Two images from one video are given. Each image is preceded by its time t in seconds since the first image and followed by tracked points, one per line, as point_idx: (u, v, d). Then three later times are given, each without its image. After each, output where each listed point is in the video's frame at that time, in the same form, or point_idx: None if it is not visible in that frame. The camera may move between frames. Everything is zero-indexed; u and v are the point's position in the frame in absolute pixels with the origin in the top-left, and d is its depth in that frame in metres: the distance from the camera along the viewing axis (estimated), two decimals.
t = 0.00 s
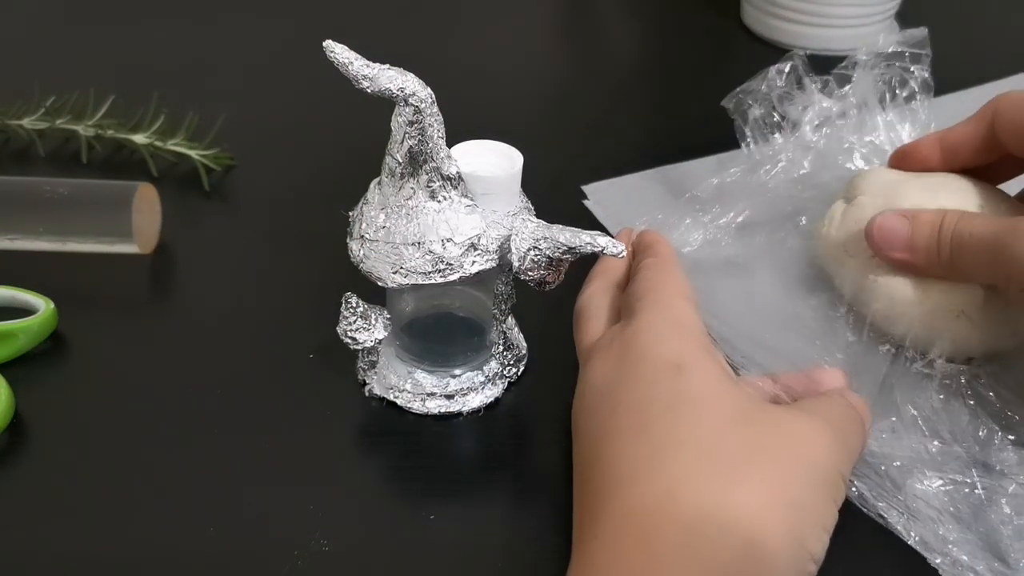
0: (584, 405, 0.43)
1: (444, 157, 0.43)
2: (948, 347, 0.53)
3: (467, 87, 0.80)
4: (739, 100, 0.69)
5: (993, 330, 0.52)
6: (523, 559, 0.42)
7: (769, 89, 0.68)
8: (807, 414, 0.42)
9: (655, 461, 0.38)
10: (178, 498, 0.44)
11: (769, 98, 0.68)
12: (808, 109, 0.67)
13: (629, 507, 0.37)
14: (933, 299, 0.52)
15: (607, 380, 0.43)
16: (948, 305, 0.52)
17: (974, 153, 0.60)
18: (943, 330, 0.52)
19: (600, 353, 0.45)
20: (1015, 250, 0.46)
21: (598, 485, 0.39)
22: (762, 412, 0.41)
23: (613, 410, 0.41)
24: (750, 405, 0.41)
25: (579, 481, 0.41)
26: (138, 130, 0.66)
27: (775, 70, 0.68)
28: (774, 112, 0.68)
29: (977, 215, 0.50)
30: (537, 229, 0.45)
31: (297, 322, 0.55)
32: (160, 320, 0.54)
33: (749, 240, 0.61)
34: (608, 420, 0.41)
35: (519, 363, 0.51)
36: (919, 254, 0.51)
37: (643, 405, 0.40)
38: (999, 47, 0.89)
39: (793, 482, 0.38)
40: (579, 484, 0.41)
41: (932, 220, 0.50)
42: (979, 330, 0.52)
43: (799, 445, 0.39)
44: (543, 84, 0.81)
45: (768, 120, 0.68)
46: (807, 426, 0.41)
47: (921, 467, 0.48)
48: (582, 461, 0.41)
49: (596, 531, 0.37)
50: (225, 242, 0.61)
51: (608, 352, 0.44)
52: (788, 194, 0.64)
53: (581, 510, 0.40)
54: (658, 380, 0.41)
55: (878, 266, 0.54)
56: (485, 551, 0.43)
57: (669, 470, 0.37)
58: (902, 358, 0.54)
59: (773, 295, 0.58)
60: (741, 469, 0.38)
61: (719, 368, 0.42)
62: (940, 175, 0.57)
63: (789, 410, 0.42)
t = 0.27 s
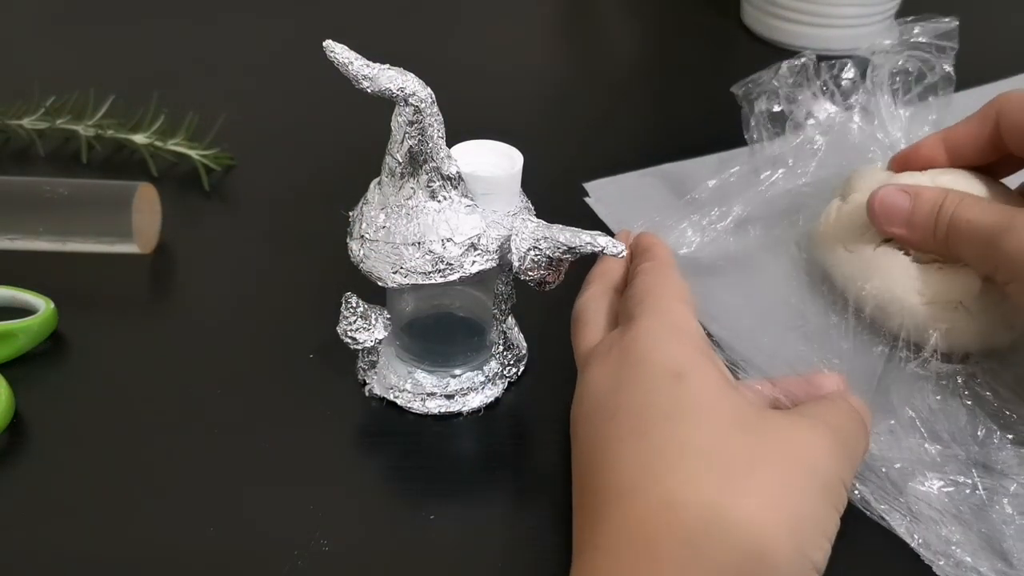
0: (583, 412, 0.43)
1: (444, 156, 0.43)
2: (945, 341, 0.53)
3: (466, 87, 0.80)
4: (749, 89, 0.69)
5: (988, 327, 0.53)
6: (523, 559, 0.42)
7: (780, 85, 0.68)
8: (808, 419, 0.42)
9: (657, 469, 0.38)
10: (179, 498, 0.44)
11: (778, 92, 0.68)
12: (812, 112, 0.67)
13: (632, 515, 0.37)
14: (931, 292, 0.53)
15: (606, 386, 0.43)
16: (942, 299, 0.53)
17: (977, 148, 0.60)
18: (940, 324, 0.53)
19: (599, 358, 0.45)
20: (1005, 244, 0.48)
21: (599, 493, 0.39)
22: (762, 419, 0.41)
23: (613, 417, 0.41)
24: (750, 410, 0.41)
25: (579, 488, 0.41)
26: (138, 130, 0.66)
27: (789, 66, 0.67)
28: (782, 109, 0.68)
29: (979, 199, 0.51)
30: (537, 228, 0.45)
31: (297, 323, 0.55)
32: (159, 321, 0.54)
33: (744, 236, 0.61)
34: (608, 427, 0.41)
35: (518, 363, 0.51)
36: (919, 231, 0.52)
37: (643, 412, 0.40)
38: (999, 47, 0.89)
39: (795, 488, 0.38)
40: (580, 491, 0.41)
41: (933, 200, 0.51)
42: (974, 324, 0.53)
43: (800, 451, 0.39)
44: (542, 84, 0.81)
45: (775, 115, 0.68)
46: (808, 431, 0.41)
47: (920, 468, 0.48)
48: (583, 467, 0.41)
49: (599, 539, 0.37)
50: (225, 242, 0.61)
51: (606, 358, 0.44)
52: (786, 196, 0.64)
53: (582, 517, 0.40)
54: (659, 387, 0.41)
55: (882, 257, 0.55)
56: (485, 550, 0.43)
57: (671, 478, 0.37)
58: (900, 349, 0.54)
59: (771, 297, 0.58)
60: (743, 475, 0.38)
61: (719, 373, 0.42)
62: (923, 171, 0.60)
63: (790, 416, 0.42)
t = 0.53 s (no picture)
0: (583, 412, 0.43)
1: (445, 157, 0.43)
2: (944, 339, 0.53)
3: (466, 87, 0.80)
4: (749, 88, 0.69)
5: (986, 329, 0.53)
6: (523, 559, 0.42)
7: (780, 84, 0.67)
8: (809, 418, 0.42)
9: (659, 468, 0.38)
10: (178, 498, 0.44)
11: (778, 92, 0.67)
12: (811, 112, 0.67)
13: (634, 514, 0.37)
14: (931, 289, 0.54)
15: (607, 386, 0.43)
16: (941, 296, 0.53)
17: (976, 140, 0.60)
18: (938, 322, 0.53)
19: (599, 358, 0.45)
20: (995, 237, 0.48)
21: (601, 494, 0.39)
22: (764, 418, 0.41)
23: (614, 418, 0.41)
24: (752, 410, 0.41)
25: (580, 490, 0.41)
26: (138, 130, 0.66)
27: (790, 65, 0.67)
28: (782, 107, 0.68)
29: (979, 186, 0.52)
30: (537, 229, 0.45)
31: (297, 323, 0.55)
32: (160, 320, 0.54)
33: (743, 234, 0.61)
34: (609, 428, 0.41)
35: (518, 364, 0.51)
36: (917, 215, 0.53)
37: (644, 412, 0.40)
38: (999, 48, 0.88)
39: (797, 487, 0.38)
40: (581, 492, 0.41)
41: (935, 184, 0.52)
42: (974, 323, 0.53)
43: (802, 450, 0.40)
44: (542, 84, 0.81)
45: (774, 114, 0.68)
46: (810, 431, 0.41)
47: (920, 468, 0.48)
48: (584, 467, 0.41)
49: (600, 538, 0.37)
50: (224, 242, 0.61)
51: (607, 359, 0.44)
52: (785, 195, 0.64)
53: (583, 518, 0.40)
54: (660, 387, 0.41)
55: (881, 251, 0.55)
56: (485, 550, 0.43)
57: (673, 478, 0.37)
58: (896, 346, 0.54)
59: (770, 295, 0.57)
60: (745, 475, 0.38)
61: (720, 373, 0.42)
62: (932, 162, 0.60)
63: (791, 415, 0.42)
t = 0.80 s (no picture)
0: (584, 411, 0.43)
1: (445, 157, 0.43)
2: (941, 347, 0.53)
3: (466, 87, 0.80)
4: (751, 86, 0.71)
5: (983, 336, 0.53)
6: (523, 559, 0.42)
7: (781, 82, 0.68)
8: (811, 417, 0.42)
9: (663, 468, 0.38)
10: (178, 499, 0.44)
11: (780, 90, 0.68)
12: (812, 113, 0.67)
13: (640, 514, 0.37)
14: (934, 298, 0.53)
15: (608, 386, 0.43)
16: (942, 303, 0.53)
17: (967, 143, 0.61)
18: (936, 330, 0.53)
19: (600, 358, 0.45)
20: (999, 250, 0.49)
21: (604, 495, 0.39)
22: (765, 417, 0.41)
23: (615, 418, 0.41)
24: (754, 409, 0.41)
25: (580, 491, 0.41)
26: (138, 130, 0.66)
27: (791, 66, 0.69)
28: (782, 105, 0.68)
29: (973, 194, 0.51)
30: (537, 229, 0.45)
31: (297, 322, 0.55)
32: (160, 320, 0.54)
33: (738, 233, 0.61)
34: (610, 428, 0.41)
35: (519, 364, 0.51)
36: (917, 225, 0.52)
37: (647, 412, 0.40)
38: (999, 47, 0.88)
39: (801, 487, 0.38)
40: (581, 493, 0.41)
41: (929, 193, 0.51)
42: (973, 331, 0.53)
43: (805, 449, 0.40)
44: (543, 84, 0.81)
45: (773, 113, 0.68)
46: (812, 430, 0.41)
47: (915, 471, 0.48)
48: (586, 468, 0.41)
49: (605, 538, 0.37)
50: (224, 242, 0.61)
51: (607, 358, 0.44)
52: (783, 194, 0.64)
53: (585, 518, 0.40)
54: (662, 387, 0.41)
55: (880, 254, 0.55)
56: (485, 551, 0.43)
57: (678, 478, 0.37)
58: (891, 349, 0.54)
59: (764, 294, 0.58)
60: (751, 475, 0.38)
61: (722, 373, 0.42)
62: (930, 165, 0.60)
63: (792, 414, 0.42)
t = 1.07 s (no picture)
0: (583, 412, 0.43)
1: (445, 157, 0.43)
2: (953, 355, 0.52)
3: (466, 87, 0.80)
4: (753, 107, 0.68)
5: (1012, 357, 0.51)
6: (523, 559, 0.42)
7: (786, 101, 0.66)
8: (811, 419, 0.42)
9: (663, 470, 0.38)
10: (178, 499, 0.44)
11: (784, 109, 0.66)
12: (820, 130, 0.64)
13: (640, 516, 0.37)
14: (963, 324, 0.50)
15: (608, 386, 0.43)
16: (975, 329, 0.50)
17: (976, 160, 0.60)
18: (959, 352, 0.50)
19: (600, 359, 0.45)
20: None
21: (603, 495, 0.39)
22: (764, 418, 0.41)
23: (615, 418, 0.41)
24: (753, 411, 0.41)
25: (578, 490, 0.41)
26: (138, 130, 0.66)
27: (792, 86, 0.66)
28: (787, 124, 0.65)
29: None
30: (537, 229, 0.45)
31: (298, 322, 0.55)
32: (160, 320, 0.54)
33: (748, 259, 0.58)
34: (609, 429, 0.41)
35: (519, 364, 0.51)
36: (976, 283, 0.50)
37: (646, 413, 0.40)
38: (1000, 46, 0.88)
39: (801, 490, 0.38)
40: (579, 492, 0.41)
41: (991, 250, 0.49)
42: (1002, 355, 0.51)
43: (805, 451, 0.40)
44: (543, 84, 0.81)
45: (780, 132, 0.65)
46: (811, 432, 0.41)
47: (915, 472, 0.47)
48: (585, 469, 0.41)
49: (604, 539, 0.37)
50: (224, 242, 0.61)
51: (606, 358, 0.44)
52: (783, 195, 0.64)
53: (584, 518, 0.40)
54: (662, 389, 0.41)
55: (905, 282, 0.52)
56: (485, 551, 0.43)
57: (678, 479, 0.38)
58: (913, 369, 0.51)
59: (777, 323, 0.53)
60: (751, 477, 0.38)
61: (722, 375, 0.43)
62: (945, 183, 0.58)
63: (792, 416, 0.42)
